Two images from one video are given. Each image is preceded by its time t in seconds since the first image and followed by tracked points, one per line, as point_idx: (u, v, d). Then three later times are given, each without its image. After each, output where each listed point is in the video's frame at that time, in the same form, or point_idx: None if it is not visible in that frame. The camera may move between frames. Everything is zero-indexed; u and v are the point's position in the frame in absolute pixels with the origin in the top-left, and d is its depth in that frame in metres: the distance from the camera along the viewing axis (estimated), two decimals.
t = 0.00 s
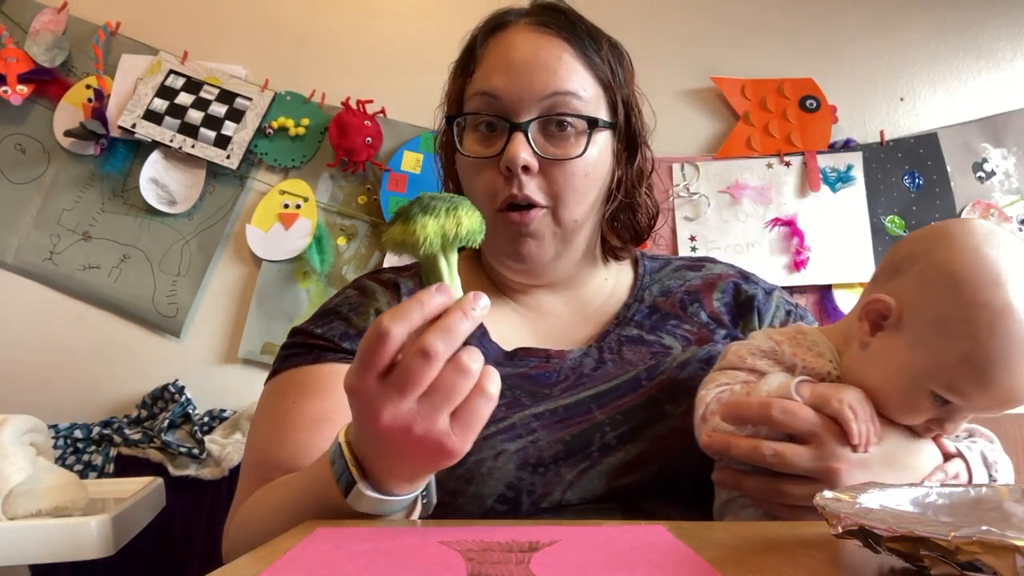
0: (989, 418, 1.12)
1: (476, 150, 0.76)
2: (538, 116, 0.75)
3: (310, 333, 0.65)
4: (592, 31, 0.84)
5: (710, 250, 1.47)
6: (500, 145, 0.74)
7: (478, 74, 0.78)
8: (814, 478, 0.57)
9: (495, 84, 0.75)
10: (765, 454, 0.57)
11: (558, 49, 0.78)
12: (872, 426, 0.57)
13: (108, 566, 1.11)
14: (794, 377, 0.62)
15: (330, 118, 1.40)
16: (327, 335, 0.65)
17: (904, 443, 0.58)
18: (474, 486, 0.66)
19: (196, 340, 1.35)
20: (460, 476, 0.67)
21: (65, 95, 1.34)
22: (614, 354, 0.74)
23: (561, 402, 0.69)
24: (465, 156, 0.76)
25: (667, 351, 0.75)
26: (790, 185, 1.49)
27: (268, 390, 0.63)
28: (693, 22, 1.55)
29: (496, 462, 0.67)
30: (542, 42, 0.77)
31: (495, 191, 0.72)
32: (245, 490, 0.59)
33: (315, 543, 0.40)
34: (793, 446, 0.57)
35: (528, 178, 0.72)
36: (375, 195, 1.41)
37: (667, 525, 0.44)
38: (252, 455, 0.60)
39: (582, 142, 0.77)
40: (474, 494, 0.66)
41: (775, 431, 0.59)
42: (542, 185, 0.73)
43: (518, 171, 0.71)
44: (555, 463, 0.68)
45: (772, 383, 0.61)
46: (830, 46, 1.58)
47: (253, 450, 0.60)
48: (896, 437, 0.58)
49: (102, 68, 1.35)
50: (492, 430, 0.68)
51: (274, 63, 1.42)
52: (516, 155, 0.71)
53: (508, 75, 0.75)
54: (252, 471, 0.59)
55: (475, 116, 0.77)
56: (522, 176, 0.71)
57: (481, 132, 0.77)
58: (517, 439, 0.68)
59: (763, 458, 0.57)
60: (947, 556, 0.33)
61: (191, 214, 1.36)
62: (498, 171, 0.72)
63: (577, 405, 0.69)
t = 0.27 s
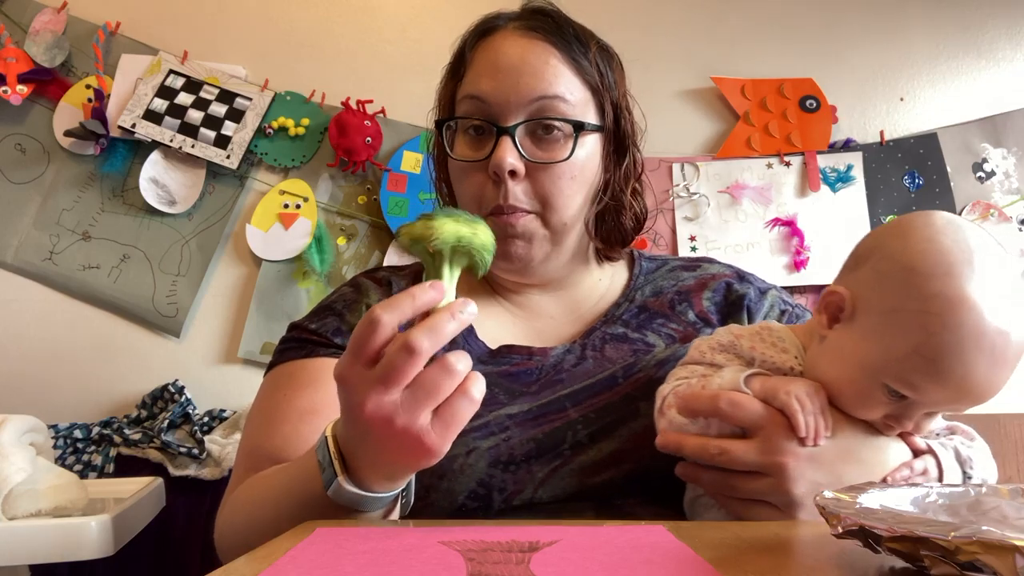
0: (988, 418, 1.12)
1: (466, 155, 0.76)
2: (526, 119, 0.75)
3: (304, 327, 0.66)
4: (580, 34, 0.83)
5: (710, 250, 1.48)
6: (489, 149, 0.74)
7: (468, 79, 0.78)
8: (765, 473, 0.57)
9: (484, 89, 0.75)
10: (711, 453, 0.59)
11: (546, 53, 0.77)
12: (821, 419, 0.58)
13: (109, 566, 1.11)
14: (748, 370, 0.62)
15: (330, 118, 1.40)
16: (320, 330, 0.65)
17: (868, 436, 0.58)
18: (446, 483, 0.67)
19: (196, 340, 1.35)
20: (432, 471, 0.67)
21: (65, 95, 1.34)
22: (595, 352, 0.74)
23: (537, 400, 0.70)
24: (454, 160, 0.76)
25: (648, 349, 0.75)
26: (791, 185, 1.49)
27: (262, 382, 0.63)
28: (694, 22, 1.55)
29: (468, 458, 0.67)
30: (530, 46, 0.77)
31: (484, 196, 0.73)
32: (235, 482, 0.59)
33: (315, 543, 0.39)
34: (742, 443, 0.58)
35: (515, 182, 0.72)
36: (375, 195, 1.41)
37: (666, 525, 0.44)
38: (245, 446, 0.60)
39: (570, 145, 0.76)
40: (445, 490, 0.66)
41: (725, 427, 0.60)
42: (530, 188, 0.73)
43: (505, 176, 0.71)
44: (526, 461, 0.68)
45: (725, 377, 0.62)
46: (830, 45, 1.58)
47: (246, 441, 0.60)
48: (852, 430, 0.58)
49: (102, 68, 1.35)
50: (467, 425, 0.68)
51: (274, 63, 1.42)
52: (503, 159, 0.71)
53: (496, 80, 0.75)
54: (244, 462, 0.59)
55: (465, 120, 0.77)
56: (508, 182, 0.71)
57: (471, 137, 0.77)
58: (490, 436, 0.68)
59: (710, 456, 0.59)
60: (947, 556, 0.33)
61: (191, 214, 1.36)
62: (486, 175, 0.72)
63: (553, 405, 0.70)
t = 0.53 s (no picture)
0: (988, 419, 1.12)
1: (475, 153, 0.76)
2: (535, 120, 0.75)
3: (311, 323, 0.66)
4: (591, 38, 0.83)
5: (710, 250, 1.48)
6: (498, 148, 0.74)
7: (479, 79, 0.78)
8: (750, 471, 0.58)
9: (494, 89, 0.75)
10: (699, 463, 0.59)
11: (557, 55, 0.77)
12: (798, 411, 0.58)
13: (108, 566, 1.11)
14: (722, 371, 0.63)
15: (330, 118, 1.40)
16: (326, 326, 0.65)
17: (848, 425, 0.58)
18: (449, 478, 0.67)
19: (196, 340, 1.35)
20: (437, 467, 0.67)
21: (65, 95, 1.34)
22: (596, 353, 0.74)
23: (539, 401, 0.70)
24: (463, 158, 0.77)
25: (649, 350, 0.75)
26: (791, 185, 1.49)
27: (268, 378, 0.63)
28: (694, 22, 1.55)
29: (471, 454, 0.68)
30: (542, 48, 0.77)
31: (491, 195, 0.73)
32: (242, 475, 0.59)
33: (315, 543, 0.39)
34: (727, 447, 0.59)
35: (523, 181, 0.72)
36: (375, 195, 1.41)
37: (666, 525, 0.44)
38: (251, 441, 0.60)
39: (578, 146, 0.76)
40: (450, 486, 0.67)
41: (709, 432, 0.61)
42: (538, 187, 0.73)
43: (513, 175, 0.72)
44: (528, 458, 0.68)
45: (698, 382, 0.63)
46: (830, 46, 1.58)
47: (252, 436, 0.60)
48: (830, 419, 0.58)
49: (102, 68, 1.35)
50: (471, 423, 0.69)
51: (274, 63, 1.42)
52: (512, 158, 0.71)
53: (507, 80, 0.75)
54: (250, 457, 0.59)
55: (475, 119, 0.77)
56: (516, 180, 0.72)
57: (480, 136, 0.77)
58: (492, 433, 0.69)
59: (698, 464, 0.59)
60: (947, 556, 0.33)
61: (191, 214, 1.36)
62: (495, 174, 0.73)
63: (560, 406, 0.70)
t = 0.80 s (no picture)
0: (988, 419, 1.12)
1: (483, 152, 0.76)
2: (546, 121, 0.75)
3: (316, 326, 0.65)
4: (603, 41, 0.83)
5: (710, 250, 1.48)
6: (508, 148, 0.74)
7: (489, 78, 0.78)
8: (756, 473, 0.58)
9: (505, 88, 0.75)
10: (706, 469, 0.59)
11: (569, 58, 0.77)
12: (796, 407, 0.58)
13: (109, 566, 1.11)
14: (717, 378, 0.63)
15: (330, 118, 1.40)
16: (333, 329, 0.65)
17: (846, 416, 0.59)
18: (464, 479, 0.67)
19: (196, 340, 1.35)
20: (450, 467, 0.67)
21: (65, 95, 1.34)
22: (602, 354, 0.74)
23: (550, 403, 0.70)
24: (469, 156, 0.76)
25: (655, 352, 0.75)
26: (791, 185, 1.49)
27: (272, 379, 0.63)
28: (694, 22, 1.55)
29: (486, 455, 0.67)
30: (554, 50, 0.77)
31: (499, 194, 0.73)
32: (249, 475, 0.59)
33: (315, 543, 0.39)
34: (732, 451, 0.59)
35: (534, 182, 0.72)
36: (375, 195, 1.41)
37: (667, 525, 0.44)
38: (256, 442, 0.60)
39: (588, 149, 0.76)
40: (463, 488, 0.66)
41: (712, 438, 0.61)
42: (547, 188, 0.73)
43: (523, 175, 0.71)
44: (543, 460, 0.68)
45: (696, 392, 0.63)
46: (830, 46, 1.58)
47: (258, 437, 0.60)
48: (831, 408, 0.59)
49: (102, 68, 1.35)
50: (484, 424, 0.68)
51: (274, 63, 1.42)
52: (523, 158, 0.71)
53: (518, 80, 0.75)
54: (256, 457, 0.59)
55: (484, 118, 0.77)
56: (526, 180, 0.72)
57: (488, 135, 0.77)
58: (507, 434, 0.68)
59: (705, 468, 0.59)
60: (947, 557, 0.33)
61: (191, 214, 1.36)
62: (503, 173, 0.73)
63: (571, 410, 0.70)
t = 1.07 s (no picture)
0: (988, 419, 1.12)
1: (498, 150, 0.75)
2: (562, 121, 0.75)
3: (327, 326, 0.65)
4: (618, 41, 0.83)
5: (710, 250, 1.48)
6: (524, 147, 0.74)
7: (504, 76, 0.78)
8: (777, 468, 0.58)
9: (521, 88, 0.75)
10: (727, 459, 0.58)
11: (586, 57, 0.77)
12: (809, 398, 0.59)
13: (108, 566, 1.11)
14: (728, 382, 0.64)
15: (330, 118, 1.40)
16: (344, 328, 0.65)
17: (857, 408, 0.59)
18: (489, 479, 0.66)
19: (196, 340, 1.35)
20: (476, 470, 0.66)
21: (65, 95, 1.34)
22: (615, 355, 0.74)
23: (570, 407, 0.70)
24: (483, 154, 0.76)
25: (668, 353, 0.76)
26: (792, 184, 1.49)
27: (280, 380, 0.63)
28: (693, 22, 1.55)
29: (511, 456, 0.67)
30: (570, 49, 0.77)
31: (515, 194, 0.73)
32: (261, 478, 0.59)
33: (316, 543, 0.39)
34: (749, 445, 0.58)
35: (550, 182, 0.72)
36: (375, 195, 1.41)
37: (667, 525, 0.44)
38: (267, 441, 0.60)
39: (604, 149, 0.77)
40: (489, 488, 0.66)
41: (730, 438, 0.60)
42: (563, 189, 0.74)
43: (539, 174, 0.72)
44: (568, 463, 0.68)
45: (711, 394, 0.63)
46: (830, 46, 1.58)
47: (269, 437, 0.60)
48: (845, 398, 0.59)
49: (102, 68, 1.35)
50: (507, 425, 0.68)
51: (274, 63, 1.42)
52: (540, 159, 0.71)
53: (535, 80, 0.75)
54: (268, 457, 0.59)
55: (498, 117, 0.77)
56: (542, 181, 0.72)
57: (503, 134, 0.77)
58: (531, 437, 0.68)
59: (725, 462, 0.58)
60: (947, 556, 0.33)
61: (191, 214, 1.36)
62: (519, 173, 0.73)
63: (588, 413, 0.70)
